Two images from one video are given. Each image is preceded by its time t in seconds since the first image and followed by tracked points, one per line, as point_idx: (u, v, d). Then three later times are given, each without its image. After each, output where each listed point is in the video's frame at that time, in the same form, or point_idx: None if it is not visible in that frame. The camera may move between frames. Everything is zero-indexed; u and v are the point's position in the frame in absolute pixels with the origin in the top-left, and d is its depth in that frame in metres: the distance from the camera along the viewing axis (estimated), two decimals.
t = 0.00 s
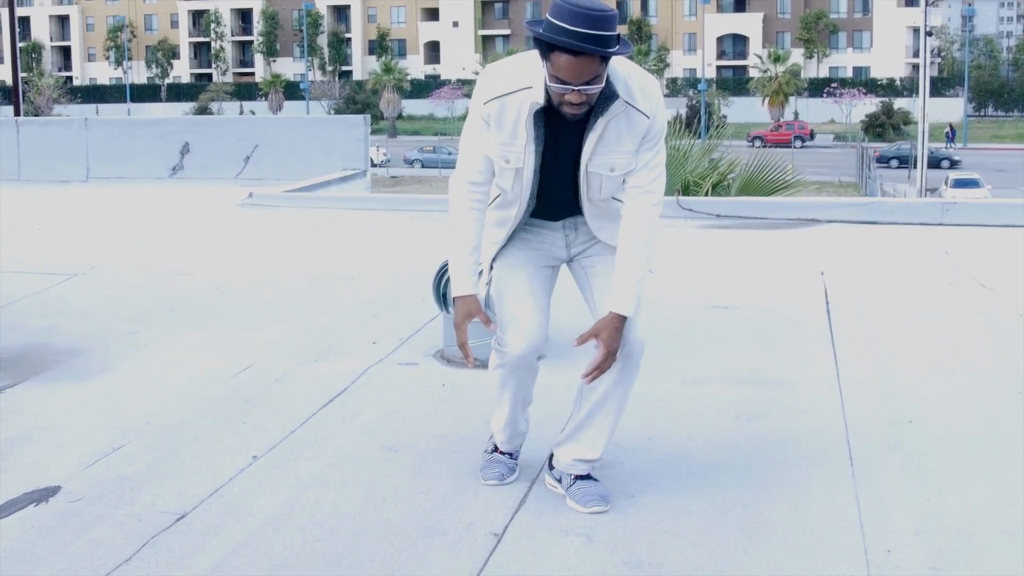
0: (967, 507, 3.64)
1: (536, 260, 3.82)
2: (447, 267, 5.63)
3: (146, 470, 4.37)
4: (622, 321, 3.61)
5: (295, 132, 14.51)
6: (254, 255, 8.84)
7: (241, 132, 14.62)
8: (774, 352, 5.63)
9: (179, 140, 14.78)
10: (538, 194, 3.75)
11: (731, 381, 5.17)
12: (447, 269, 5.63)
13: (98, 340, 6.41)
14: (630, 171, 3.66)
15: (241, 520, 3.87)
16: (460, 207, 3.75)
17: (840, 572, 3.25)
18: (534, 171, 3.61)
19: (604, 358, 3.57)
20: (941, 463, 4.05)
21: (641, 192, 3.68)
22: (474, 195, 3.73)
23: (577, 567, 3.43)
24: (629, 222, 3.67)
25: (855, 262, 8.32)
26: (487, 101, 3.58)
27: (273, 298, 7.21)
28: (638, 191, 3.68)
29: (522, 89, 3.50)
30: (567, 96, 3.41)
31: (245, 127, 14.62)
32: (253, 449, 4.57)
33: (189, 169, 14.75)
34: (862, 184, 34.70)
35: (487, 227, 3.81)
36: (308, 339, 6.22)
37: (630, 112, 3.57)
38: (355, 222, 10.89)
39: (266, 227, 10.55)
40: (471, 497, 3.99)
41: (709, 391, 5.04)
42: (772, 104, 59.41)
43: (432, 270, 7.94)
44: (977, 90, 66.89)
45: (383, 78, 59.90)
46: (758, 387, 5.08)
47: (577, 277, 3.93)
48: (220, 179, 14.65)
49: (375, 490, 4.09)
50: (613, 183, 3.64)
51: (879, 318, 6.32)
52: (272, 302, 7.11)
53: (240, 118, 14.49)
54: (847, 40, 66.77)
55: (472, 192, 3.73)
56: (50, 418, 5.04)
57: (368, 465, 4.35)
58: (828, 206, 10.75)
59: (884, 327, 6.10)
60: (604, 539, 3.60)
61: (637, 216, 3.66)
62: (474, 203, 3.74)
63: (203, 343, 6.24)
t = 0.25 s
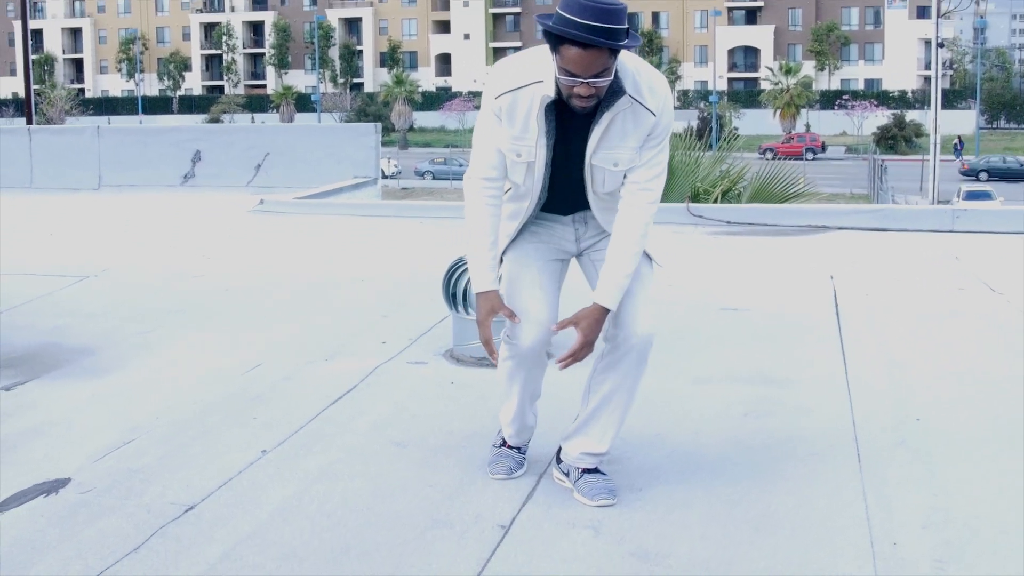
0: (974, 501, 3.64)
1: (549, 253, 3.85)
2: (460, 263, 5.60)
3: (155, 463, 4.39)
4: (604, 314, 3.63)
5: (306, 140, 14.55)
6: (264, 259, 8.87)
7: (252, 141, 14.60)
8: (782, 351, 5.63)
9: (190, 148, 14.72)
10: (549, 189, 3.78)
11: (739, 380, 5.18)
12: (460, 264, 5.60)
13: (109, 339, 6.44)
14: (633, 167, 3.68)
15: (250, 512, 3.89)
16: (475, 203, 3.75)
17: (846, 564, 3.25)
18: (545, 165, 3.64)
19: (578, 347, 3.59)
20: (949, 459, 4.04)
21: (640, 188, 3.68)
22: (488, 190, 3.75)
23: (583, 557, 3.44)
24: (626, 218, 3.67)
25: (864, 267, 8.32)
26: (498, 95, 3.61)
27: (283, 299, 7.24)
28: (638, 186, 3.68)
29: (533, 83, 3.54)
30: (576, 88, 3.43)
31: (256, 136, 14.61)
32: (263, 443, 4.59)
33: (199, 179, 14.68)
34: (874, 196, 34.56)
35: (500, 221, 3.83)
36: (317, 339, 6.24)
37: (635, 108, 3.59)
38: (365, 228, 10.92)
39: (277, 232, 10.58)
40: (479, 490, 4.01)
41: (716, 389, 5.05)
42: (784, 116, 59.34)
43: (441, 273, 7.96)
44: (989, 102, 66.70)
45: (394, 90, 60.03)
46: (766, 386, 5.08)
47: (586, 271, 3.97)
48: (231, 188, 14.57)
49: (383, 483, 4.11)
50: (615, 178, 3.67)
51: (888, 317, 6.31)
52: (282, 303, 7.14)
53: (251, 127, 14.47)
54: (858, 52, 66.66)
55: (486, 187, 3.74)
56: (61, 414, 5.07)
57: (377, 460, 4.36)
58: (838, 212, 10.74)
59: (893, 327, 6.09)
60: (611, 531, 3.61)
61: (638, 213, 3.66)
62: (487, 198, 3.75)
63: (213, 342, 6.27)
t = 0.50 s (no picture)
0: (979, 497, 3.65)
1: (561, 251, 3.89)
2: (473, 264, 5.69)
3: (165, 460, 4.42)
4: (592, 307, 3.72)
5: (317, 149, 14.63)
6: (274, 264, 8.91)
7: (263, 151, 14.68)
8: (789, 354, 5.65)
9: (202, 158, 14.82)
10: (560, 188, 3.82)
11: (746, 381, 5.19)
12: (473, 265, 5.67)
13: (120, 342, 6.48)
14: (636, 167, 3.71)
15: (259, 507, 3.92)
16: (490, 203, 3.78)
17: (851, 556, 3.26)
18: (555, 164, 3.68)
19: (563, 338, 3.69)
20: (955, 457, 4.05)
21: (640, 187, 3.70)
22: (504, 192, 3.77)
23: (590, 550, 3.46)
24: (624, 214, 3.69)
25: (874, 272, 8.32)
26: (507, 97, 3.64)
27: (293, 303, 7.28)
28: (639, 185, 3.70)
29: (541, 84, 3.56)
30: (584, 88, 3.47)
31: (268, 146, 14.65)
32: (272, 441, 4.62)
33: (211, 189, 14.78)
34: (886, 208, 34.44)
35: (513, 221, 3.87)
36: (327, 341, 6.28)
37: (642, 110, 3.63)
38: (376, 236, 10.96)
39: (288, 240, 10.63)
40: (487, 486, 4.04)
41: (724, 390, 5.07)
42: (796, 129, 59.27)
43: (450, 278, 7.99)
44: (1002, 115, 66.53)
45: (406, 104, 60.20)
46: (774, 387, 5.10)
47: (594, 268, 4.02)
48: (244, 197, 14.66)
49: (392, 479, 4.14)
50: (618, 177, 3.70)
51: (896, 320, 6.32)
52: (292, 307, 7.18)
53: (263, 137, 14.54)
54: (870, 66, 66.58)
55: (500, 187, 3.77)
56: (72, 413, 5.11)
57: (386, 457, 4.39)
58: (850, 221, 10.74)
59: (900, 329, 6.09)
60: (617, 525, 3.64)
61: (641, 211, 3.69)
62: (500, 198, 3.77)
63: (224, 344, 6.30)
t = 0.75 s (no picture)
0: (988, 494, 3.64)
1: (572, 247, 3.92)
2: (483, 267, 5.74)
3: (175, 457, 4.45)
4: (594, 301, 3.75)
5: (330, 158, 14.69)
6: (286, 269, 8.94)
7: (276, 161, 14.73)
8: (799, 356, 5.64)
9: (215, 167, 14.90)
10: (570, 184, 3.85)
11: (756, 382, 5.19)
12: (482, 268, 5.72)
13: (132, 343, 6.51)
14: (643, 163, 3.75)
15: (267, 502, 3.93)
16: (503, 200, 3.81)
17: (858, 549, 3.26)
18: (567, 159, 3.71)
19: (566, 330, 3.72)
20: (963, 455, 4.04)
21: (646, 182, 3.73)
22: (516, 187, 3.80)
23: (597, 544, 3.47)
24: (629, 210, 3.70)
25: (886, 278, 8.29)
26: (519, 92, 3.66)
27: (304, 307, 7.30)
28: (644, 180, 3.73)
29: (552, 79, 3.59)
30: (594, 83, 3.49)
31: (281, 155, 14.71)
32: (281, 439, 4.64)
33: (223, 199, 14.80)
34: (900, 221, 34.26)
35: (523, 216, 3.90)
36: (338, 343, 6.30)
37: (650, 105, 3.64)
38: (388, 243, 10.98)
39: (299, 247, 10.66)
40: (495, 482, 4.05)
41: (733, 391, 5.07)
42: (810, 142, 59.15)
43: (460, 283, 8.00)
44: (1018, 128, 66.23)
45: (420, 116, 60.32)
46: (782, 387, 5.09)
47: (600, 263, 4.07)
48: (257, 207, 14.65)
49: (400, 475, 4.16)
50: (625, 172, 3.74)
51: (908, 324, 6.30)
52: (303, 310, 7.20)
53: (276, 146, 14.58)
54: (885, 79, 66.41)
55: (514, 183, 3.80)
56: (83, 411, 5.14)
57: (394, 454, 4.41)
58: (863, 229, 10.69)
59: (909, 332, 6.08)
60: (625, 520, 3.64)
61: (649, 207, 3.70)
62: (513, 193, 3.80)
63: (235, 346, 6.33)
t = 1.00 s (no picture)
0: (995, 495, 3.62)
1: (581, 243, 3.94)
2: (492, 271, 5.74)
3: (182, 455, 4.46)
4: (607, 288, 3.74)
5: (344, 168, 14.72)
6: (297, 275, 8.96)
7: (291, 169, 14.79)
8: (808, 361, 5.62)
9: (230, 176, 14.96)
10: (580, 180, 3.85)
11: (764, 386, 5.17)
12: (491, 272, 5.73)
13: (142, 346, 6.54)
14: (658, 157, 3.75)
15: (273, 499, 3.95)
16: (513, 192, 3.84)
17: (861, 548, 3.25)
18: (577, 154, 3.72)
19: (577, 317, 3.70)
20: (971, 457, 4.02)
21: (664, 179, 3.76)
22: (525, 180, 3.83)
23: (600, 542, 3.47)
24: (649, 200, 3.74)
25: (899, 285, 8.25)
26: (530, 86, 3.66)
27: (314, 312, 7.32)
28: (661, 177, 3.75)
29: (564, 74, 3.60)
30: (604, 78, 3.50)
31: (295, 163, 14.76)
32: (288, 439, 4.66)
33: (238, 207, 14.89)
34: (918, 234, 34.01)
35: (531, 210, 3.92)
36: (347, 347, 6.32)
37: (664, 100, 3.65)
38: (400, 250, 11.00)
39: (311, 254, 10.69)
40: (501, 481, 4.06)
41: (741, 394, 5.06)
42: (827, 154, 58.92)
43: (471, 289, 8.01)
44: None
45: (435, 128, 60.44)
46: (791, 391, 5.08)
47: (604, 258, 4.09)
48: (271, 215, 14.75)
49: (407, 475, 4.17)
50: (640, 168, 3.75)
51: (918, 330, 6.27)
52: (313, 314, 7.22)
53: (290, 155, 14.63)
54: (902, 92, 66.18)
55: (523, 175, 3.83)
56: (92, 411, 5.17)
57: (401, 454, 4.42)
58: (877, 238, 10.64)
59: (919, 338, 6.05)
60: (629, 519, 3.64)
61: (661, 204, 3.73)
62: (522, 186, 3.83)
63: (244, 349, 6.35)
